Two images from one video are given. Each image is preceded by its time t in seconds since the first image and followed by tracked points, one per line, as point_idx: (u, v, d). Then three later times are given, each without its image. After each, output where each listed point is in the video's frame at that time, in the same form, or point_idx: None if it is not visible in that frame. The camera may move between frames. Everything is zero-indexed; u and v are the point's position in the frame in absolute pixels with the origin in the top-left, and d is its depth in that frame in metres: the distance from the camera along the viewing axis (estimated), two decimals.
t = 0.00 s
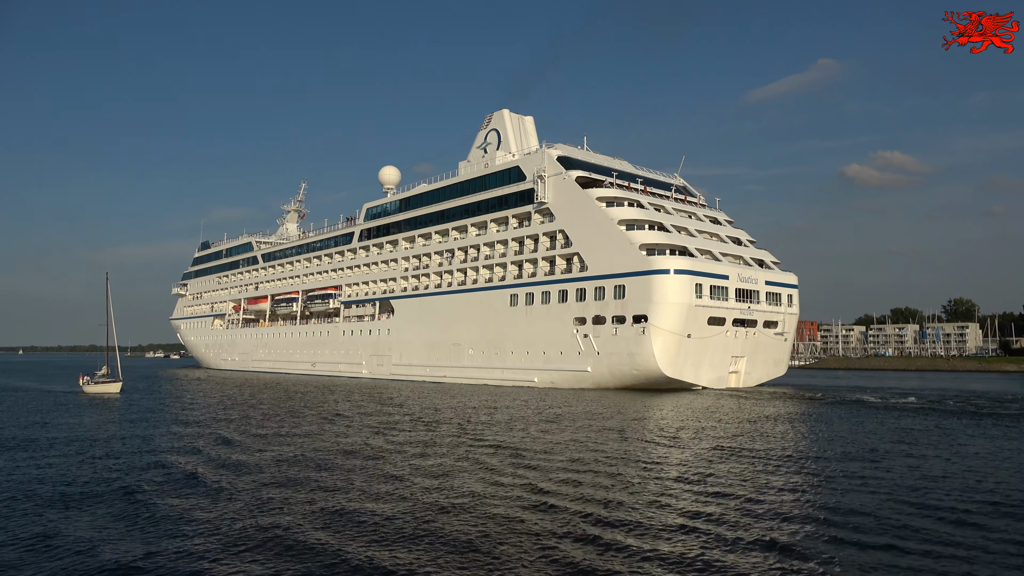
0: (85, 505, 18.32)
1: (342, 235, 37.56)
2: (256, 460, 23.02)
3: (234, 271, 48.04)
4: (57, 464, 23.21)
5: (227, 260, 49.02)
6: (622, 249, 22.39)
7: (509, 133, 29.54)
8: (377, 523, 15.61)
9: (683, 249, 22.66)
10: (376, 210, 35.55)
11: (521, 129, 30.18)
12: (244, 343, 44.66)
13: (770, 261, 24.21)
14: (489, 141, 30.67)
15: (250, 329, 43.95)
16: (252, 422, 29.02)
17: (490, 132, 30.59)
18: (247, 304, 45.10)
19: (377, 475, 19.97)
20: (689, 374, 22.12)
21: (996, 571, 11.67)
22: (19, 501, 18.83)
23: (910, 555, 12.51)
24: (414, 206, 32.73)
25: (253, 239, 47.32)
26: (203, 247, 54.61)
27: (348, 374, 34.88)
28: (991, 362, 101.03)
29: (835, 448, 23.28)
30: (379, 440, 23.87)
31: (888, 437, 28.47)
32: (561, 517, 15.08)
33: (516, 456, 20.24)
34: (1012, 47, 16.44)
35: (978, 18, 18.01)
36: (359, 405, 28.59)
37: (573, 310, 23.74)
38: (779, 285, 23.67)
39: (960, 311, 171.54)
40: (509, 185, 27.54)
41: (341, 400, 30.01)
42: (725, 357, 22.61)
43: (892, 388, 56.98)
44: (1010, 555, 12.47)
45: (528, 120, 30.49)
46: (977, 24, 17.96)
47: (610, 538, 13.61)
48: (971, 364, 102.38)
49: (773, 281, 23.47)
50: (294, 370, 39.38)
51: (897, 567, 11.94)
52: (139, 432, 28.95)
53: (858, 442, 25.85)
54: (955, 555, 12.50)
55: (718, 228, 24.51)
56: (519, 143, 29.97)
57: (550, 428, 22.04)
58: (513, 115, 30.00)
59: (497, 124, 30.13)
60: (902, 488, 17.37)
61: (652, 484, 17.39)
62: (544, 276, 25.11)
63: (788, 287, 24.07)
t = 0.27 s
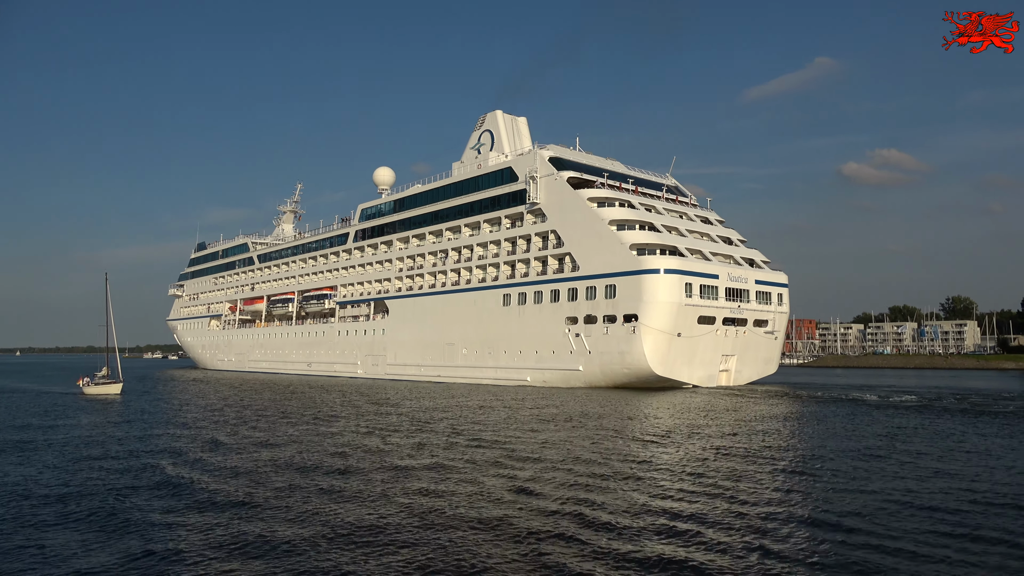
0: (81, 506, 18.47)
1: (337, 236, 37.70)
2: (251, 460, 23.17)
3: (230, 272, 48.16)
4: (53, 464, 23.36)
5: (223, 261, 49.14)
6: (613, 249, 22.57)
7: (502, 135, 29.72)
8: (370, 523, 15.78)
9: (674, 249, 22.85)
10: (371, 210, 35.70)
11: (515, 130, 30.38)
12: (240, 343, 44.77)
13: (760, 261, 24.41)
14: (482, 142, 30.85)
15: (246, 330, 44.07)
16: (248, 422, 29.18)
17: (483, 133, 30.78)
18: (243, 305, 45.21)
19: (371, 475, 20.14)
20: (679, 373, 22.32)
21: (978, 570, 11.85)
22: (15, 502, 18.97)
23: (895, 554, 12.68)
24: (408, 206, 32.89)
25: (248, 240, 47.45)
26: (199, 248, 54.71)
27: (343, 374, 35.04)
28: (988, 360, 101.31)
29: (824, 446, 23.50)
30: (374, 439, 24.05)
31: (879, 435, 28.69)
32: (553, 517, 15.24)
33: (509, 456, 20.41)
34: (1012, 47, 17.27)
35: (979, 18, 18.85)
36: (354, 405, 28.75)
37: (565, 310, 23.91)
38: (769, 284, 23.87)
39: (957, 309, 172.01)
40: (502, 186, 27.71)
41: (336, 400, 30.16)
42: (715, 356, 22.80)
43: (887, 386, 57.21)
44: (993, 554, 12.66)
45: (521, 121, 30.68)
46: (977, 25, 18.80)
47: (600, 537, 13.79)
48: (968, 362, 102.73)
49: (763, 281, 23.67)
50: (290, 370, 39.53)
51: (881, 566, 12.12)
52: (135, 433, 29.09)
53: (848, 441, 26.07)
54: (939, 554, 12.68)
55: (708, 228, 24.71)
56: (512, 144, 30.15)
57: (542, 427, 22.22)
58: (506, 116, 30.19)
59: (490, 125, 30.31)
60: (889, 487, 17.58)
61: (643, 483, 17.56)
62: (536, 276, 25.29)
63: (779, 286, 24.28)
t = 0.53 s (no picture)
0: (78, 506, 18.62)
1: (334, 236, 37.86)
2: (248, 460, 23.33)
3: (228, 273, 48.29)
4: (52, 464, 23.52)
5: (221, 261, 49.27)
6: (605, 249, 22.74)
7: (496, 136, 29.87)
8: (364, 523, 15.97)
9: (666, 249, 23.02)
10: (367, 211, 35.86)
11: (509, 131, 30.53)
12: (238, 343, 44.91)
13: (752, 261, 24.57)
14: (477, 143, 31.01)
15: (244, 330, 44.21)
16: (244, 422, 29.34)
17: (478, 134, 30.93)
18: (241, 305, 45.34)
19: (365, 475, 20.31)
20: (671, 372, 22.50)
21: (960, 568, 12.02)
22: (13, 502, 19.13)
23: (879, 553, 12.87)
24: (404, 207, 33.05)
25: (246, 240, 47.57)
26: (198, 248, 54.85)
27: (340, 374, 35.20)
28: (986, 359, 101.46)
29: (816, 444, 23.69)
30: (369, 439, 24.23)
31: (873, 434, 28.88)
32: (544, 516, 15.42)
33: (503, 455, 20.59)
34: (1012, 47, 16.85)
35: (977, 17, 18.41)
36: (350, 405, 28.91)
37: (558, 309, 24.09)
38: (761, 284, 24.06)
39: (955, 308, 172.27)
40: (496, 186, 27.88)
41: (332, 400, 30.33)
42: (707, 355, 23.00)
43: (885, 384, 57.38)
44: (976, 553, 12.83)
45: (516, 122, 30.83)
46: (977, 25, 18.44)
47: (591, 537, 13.99)
48: (968, 360, 102.83)
49: (754, 280, 23.83)
50: (287, 370, 39.68)
51: (866, 565, 12.31)
52: (132, 433, 29.24)
53: (841, 440, 26.24)
54: (922, 552, 12.88)
55: (701, 229, 24.88)
56: (507, 145, 30.31)
57: (536, 426, 22.40)
58: (500, 117, 30.34)
59: (485, 126, 30.46)
60: (878, 486, 17.78)
61: (635, 483, 17.76)
62: (530, 276, 25.47)
63: (770, 286, 24.45)
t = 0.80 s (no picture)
0: (73, 504, 18.77)
1: (329, 236, 38.03)
2: (242, 459, 23.50)
3: (224, 272, 48.42)
4: (46, 463, 23.66)
5: (217, 261, 49.39)
6: (597, 250, 22.95)
7: (491, 136, 30.07)
8: (355, 521, 16.14)
9: (656, 250, 23.25)
10: (362, 211, 36.04)
11: (504, 132, 30.73)
12: (234, 342, 45.06)
13: (743, 261, 24.81)
14: (471, 144, 31.20)
15: (240, 329, 44.37)
16: (239, 421, 29.50)
17: (473, 135, 31.14)
18: (236, 305, 45.48)
19: (358, 474, 20.49)
20: (661, 372, 22.72)
21: (939, 566, 12.24)
22: (8, 500, 19.29)
23: (861, 551, 13.07)
24: (398, 207, 33.24)
25: (242, 239, 47.70)
26: (194, 247, 54.97)
27: (334, 373, 35.38)
28: (982, 359, 101.79)
29: (805, 443, 23.93)
30: (362, 438, 24.41)
31: (863, 434, 29.12)
32: (535, 516, 15.61)
33: (494, 454, 20.81)
34: (1012, 47, 17.17)
35: (978, 17, 18.71)
36: (344, 404, 29.12)
37: (550, 309, 24.28)
38: (751, 285, 24.29)
39: (952, 308, 172.74)
40: (490, 187, 28.09)
41: (327, 399, 30.52)
42: (697, 355, 23.22)
43: (879, 385, 57.62)
44: (956, 552, 13.04)
45: (510, 123, 31.04)
46: (977, 24, 18.41)
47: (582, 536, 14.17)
48: (966, 362, 103.25)
49: (744, 281, 24.07)
50: (282, 369, 39.86)
51: (846, 562, 12.52)
52: (127, 431, 29.40)
53: (830, 440, 26.49)
54: (903, 551, 13.10)
55: (692, 230, 25.12)
56: (501, 146, 30.52)
57: (528, 426, 22.63)
58: (495, 118, 30.53)
59: (480, 127, 30.67)
60: (863, 485, 18.01)
61: (626, 483, 17.91)
62: (522, 276, 25.66)
63: (760, 287, 24.69)
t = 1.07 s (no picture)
0: (66, 503, 18.90)
1: (324, 236, 38.18)
2: (236, 458, 23.64)
3: (220, 271, 48.53)
4: (42, 461, 23.80)
5: (214, 260, 49.52)
6: (589, 251, 23.12)
7: (485, 137, 30.24)
8: (346, 521, 16.28)
9: (648, 251, 23.43)
10: (358, 211, 36.19)
11: (498, 133, 30.90)
12: (230, 342, 45.18)
13: (734, 262, 25.01)
14: (466, 145, 31.35)
15: (236, 328, 44.49)
16: (234, 420, 29.65)
17: (467, 136, 31.32)
18: (232, 304, 45.59)
19: (350, 474, 20.64)
20: (652, 372, 22.91)
21: (920, 565, 12.39)
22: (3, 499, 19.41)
23: (843, 551, 13.24)
24: (393, 207, 33.39)
25: (239, 239, 47.83)
26: (190, 247, 55.06)
27: (330, 372, 35.53)
28: (980, 360, 102.02)
29: (795, 443, 24.12)
30: (356, 437, 24.57)
31: (855, 435, 29.30)
32: (525, 516, 15.78)
33: (486, 454, 20.97)
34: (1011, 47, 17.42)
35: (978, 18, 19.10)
36: (339, 403, 29.27)
37: (542, 309, 24.45)
38: (741, 285, 24.48)
39: (950, 309, 173.16)
40: (483, 188, 28.25)
41: (322, 399, 30.68)
42: (688, 355, 23.39)
43: (874, 385, 57.87)
44: (938, 552, 13.20)
45: (505, 124, 31.22)
46: (977, 25, 18.75)
47: (570, 536, 14.33)
48: (963, 362, 103.57)
49: (735, 281, 24.27)
50: (278, 368, 39.99)
51: (829, 562, 12.67)
52: (122, 430, 29.53)
53: (821, 440, 26.70)
54: (886, 551, 13.24)
55: (684, 230, 25.32)
56: (496, 147, 30.69)
57: (520, 426, 22.81)
58: (489, 119, 30.69)
59: (474, 128, 30.84)
60: (851, 486, 18.17)
61: (616, 483, 18.08)
62: (515, 276, 25.83)
63: (751, 287, 24.87)
